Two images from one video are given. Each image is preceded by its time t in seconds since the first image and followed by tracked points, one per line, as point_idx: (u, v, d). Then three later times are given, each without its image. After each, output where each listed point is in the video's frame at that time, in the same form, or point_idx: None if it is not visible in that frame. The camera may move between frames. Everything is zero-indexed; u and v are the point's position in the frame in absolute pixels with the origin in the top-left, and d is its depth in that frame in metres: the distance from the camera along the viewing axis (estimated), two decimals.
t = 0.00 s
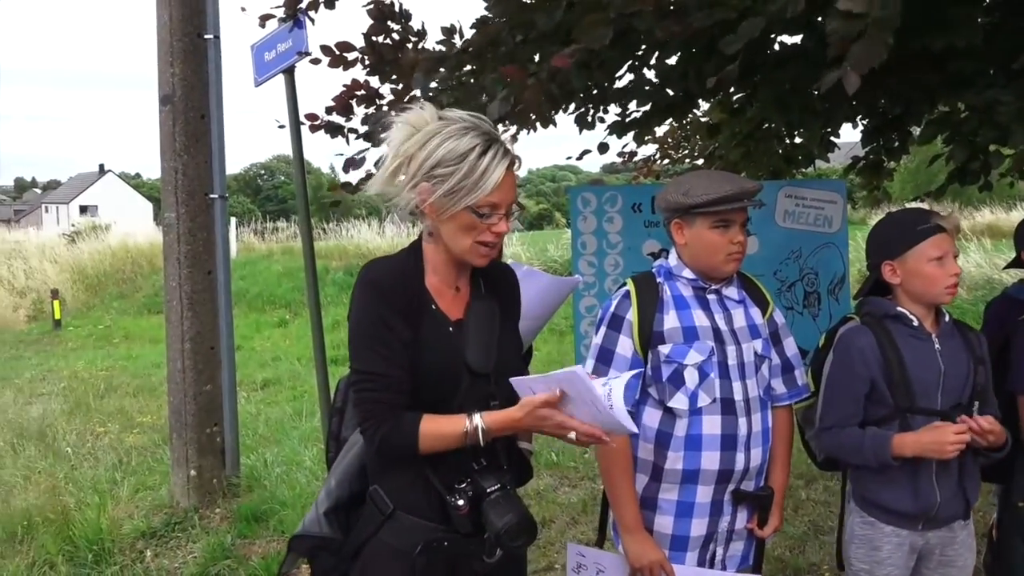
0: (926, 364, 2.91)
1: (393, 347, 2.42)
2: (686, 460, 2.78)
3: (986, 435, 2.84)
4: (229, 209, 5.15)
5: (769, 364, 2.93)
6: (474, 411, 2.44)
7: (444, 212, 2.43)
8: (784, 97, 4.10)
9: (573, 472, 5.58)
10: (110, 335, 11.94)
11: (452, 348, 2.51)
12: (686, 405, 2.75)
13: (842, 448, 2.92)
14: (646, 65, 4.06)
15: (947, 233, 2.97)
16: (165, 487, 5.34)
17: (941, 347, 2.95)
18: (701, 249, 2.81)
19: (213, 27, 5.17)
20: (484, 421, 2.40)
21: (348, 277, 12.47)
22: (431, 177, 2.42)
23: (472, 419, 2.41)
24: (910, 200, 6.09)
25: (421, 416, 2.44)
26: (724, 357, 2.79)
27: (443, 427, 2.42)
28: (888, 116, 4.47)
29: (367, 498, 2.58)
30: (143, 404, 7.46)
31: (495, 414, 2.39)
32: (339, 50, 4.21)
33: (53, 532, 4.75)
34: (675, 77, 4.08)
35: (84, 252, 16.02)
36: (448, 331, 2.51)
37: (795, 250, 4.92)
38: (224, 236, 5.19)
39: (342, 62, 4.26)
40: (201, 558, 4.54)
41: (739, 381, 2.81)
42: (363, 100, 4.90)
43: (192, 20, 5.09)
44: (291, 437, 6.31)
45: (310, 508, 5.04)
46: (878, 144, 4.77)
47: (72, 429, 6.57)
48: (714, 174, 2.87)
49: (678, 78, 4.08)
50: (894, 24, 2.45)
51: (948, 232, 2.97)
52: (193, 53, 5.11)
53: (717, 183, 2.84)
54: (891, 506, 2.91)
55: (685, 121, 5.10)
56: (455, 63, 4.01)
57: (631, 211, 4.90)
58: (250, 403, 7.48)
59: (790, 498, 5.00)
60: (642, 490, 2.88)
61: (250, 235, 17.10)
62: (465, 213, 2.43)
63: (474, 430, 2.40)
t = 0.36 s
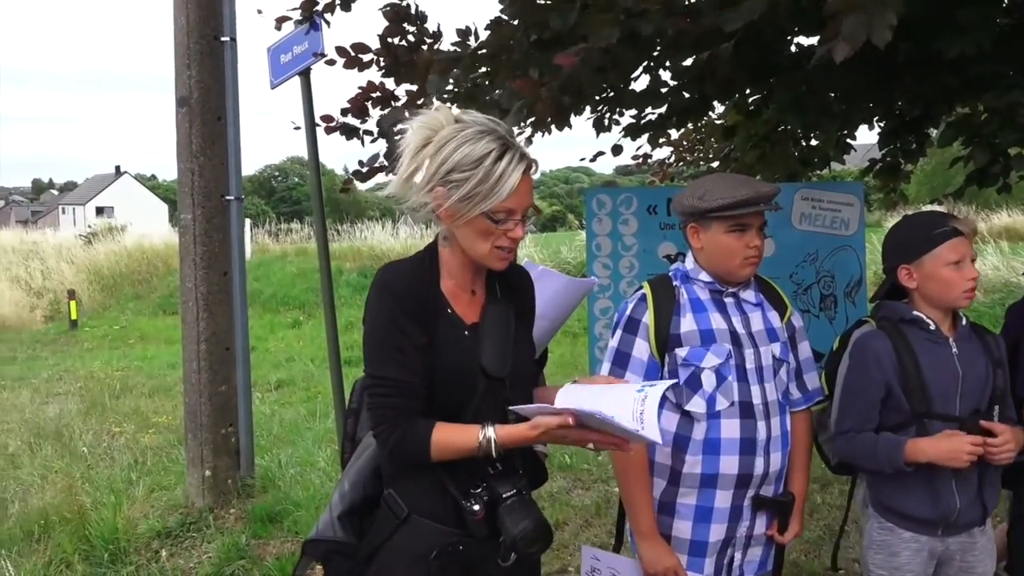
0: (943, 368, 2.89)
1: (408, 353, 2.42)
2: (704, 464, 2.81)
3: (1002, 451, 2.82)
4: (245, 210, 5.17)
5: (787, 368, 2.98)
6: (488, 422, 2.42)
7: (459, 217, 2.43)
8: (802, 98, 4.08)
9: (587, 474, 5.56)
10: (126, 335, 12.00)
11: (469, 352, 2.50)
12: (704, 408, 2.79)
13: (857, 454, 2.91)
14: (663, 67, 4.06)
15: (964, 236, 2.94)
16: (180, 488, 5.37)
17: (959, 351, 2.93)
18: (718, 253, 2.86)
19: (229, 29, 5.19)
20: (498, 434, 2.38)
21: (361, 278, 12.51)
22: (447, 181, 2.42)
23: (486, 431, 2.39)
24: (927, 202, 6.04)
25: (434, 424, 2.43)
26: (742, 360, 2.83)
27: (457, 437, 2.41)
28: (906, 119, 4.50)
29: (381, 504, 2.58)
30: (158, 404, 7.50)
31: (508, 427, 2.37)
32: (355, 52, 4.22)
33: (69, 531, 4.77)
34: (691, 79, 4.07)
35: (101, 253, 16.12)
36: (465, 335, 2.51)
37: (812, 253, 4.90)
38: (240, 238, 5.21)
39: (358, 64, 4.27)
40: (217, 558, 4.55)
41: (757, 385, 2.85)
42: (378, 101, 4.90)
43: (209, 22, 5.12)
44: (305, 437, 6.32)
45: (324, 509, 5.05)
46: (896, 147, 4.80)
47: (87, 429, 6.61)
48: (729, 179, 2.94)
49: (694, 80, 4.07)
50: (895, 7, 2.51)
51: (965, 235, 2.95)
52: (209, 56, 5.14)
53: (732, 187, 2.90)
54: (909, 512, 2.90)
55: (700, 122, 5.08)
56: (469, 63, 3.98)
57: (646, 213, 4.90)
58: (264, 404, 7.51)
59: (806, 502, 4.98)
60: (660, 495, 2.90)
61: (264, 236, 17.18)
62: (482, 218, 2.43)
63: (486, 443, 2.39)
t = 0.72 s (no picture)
0: (957, 368, 2.87)
1: (419, 352, 2.41)
2: (717, 463, 2.82)
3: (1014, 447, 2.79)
4: (255, 209, 5.17)
5: (799, 366, 2.98)
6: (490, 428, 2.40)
7: (479, 214, 2.43)
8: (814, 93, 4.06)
9: (596, 473, 5.55)
10: (135, 334, 12.05)
11: (483, 349, 2.49)
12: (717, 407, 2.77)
13: (870, 454, 2.89)
14: (672, 64, 4.05)
15: (976, 234, 2.92)
16: (190, 486, 5.38)
17: (973, 350, 2.91)
18: (729, 252, 2.86)
19: (239, 29, 5.20)
20: (501, 440, 2.37)
21: (370, 277, 12.54)
22: (465, 178, 2.41)
23: (488, 437, 2.37)
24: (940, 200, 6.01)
25: (438, 425, 2.41)
26: (754, 358, 2.83)
27: (458, 438, 2.40)
28: (918, 116, 4.50)
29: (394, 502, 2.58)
30: (168, 402, 7.53)
31: (512, 434, 2.36)
32: (365, 49, 4.22)
33: (80, 529, 4.79)
34: (702, 77, 4.06)
35: (111, 251, 16.19)
36: (479, 332, 2.50)
37: (822, 250, 4.91)
38: (250, 236, 5.22)
39: (367, 61, 4.28)
40: (226, 556, 4.56)
41: (770, 384, 2.85)
42: (388, 100, 4.91)
43: (218, 21, 5.12)
44: (314, 436, 6.33)
45: (333, 507, 5.05)
46: (908, 144, 4.79)
47: (97, 427, 6.63)
48: (740, 177, 2.93)
49: (705, 78, 4.06)
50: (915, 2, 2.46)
51: (977, 232, 2.93)
52: (219, 54, 5.15)
53: (743, 185, 2.89)
54: (923, 512, 2.88)
55: (710, 120, 5.06)
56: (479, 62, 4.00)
57: (656, 211, 4.91)
58: (273, 402, 7.52)
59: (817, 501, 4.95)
60: (672, 493, 2.91)
61: (273, 236, 17.24)
62: (502, 214, 2.43)
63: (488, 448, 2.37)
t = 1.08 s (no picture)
0: (977, 374, 2.80)
1: (434, 352, 2.38)
2: (730, 469, 2.75)
3: None
4: (261, 208, 5.12)
5: (815, 370, 2.92)
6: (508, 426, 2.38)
7: (497, 214, 2.39)
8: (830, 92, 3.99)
9: (606, 477, 5.47)
10: (139, 334, 12.02)
11: (497, 352, 2.46)
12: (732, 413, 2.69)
13: (890, 462, 2.81)
14: (685, 63, 3.98)
15: (994, 235, 2.84)
16: (195, 488, 5.32)
17: (992, 356, 2.84)
18: (744, 255, 2.80)
19: (246, 26, 5.15)
20: (519, 434, 2.34)
21: (376, 277, 12.50)
22: (484, 178, 2.38)
23: (505, 433, 2.34)
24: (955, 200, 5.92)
25: (455, 425, 2.38)
26: (768, 363, 2.77)
27: (476, 437, 2.38)
28: (934, 115, 4.42)
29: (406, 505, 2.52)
30: (172, 402, 7.49)
31: (529, 428, 2.34)
32: (373, 47, 4.16)
33: (84, 531, 4.74)
34: (715, 75, 3.99)
35: (116, 249, 16.18)
36: (493, 334, 2.48)
37: (836, 252, 4.87)
38: (256, 236, 5.17)
39: (375, 59, 4.22)
40: (231, 560, 4.50)
41: (785, 388, 2.79)
42: (396, 98, 4.86)
43: (224, 18, 5.08)
44: (321, 438, 6.27)
45: (340, 510, 4.99)
46: (923, 143, 4.71)
47: (101, 428, 6.60)
48: (756, 178, 2.87)
49: (718, 76, 3.99)
50: None
51: (994, 233, 2.85)
52: (225, 52, 5.10)
53: (759, 186, 2.83)
54: (944, 522, 2.81)
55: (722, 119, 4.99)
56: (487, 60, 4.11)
57: (667, 212, 4.85)
58: (279, 404, 7.47)
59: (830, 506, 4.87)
60: (685, 500, 2.85)
61: (278, 235, 17.23)
62: (521, 214, 2.39)
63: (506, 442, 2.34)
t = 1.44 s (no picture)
0: None
1: (427, 364, 2.08)
2: (752, 493, 2.55)
3: None
4: (235, 204, 4.65)
5: (844, 383, 2.70)
6: (515, 437, 2.11)
7: (499, 210, 2.09)
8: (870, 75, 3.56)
9: (614, 502, 4.99)
10: (99, 343, 11.45)
11: (496, 362, 2.14)
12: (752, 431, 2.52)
13: (931, 486, 2.50)
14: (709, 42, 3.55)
15: None
16: (160, 513, 4.84)
17: None
18: (768, 258, 2.58)
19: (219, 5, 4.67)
20: (529, 446, 2.07)
21: (361, 280, 12.00)
22: (485, 171, 2.08)
23: (512, 446, 2.07)
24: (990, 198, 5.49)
25: (455, 439, 2.11)
26: (794, 377, 2.55)
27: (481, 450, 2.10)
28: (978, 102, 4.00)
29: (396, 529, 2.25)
30: (136, 418, 6.98)
31: (539, 439, 2.07)
32: (359, 26, 3.71)
33: (36, 563, 4.28)
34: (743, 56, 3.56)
35: (73, 251, 15.66)
36: (493, 342, 2.15)
37: (868, 252, 4.41)
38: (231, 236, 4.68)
39: (361, 39, 3.76)
40: None
41: (812, 403, 2.57)
42: (383, 82, 4.39)
43: None
44: (300, 458, 5.78)
45: (321, 538, 4.52)
46: (963, 134, 4.28)
47: (59, 446, 6.10)
48: (779, 172, 2.64)
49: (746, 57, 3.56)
50: None
51: None
52: (196, 34, 4.62)
53: (784, 182, 2.60)
54: (988, 551, 2.54)
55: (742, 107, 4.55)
56: (487, 46, 3.79)
57: (682, 209, 4.40)
58: (254, 420, 6.97)
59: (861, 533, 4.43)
60: (703, 526, 2.64)
61: (255, 234, 16.72)
62: (526, 210, 2.09)
63: (513, 457, 2.06)
